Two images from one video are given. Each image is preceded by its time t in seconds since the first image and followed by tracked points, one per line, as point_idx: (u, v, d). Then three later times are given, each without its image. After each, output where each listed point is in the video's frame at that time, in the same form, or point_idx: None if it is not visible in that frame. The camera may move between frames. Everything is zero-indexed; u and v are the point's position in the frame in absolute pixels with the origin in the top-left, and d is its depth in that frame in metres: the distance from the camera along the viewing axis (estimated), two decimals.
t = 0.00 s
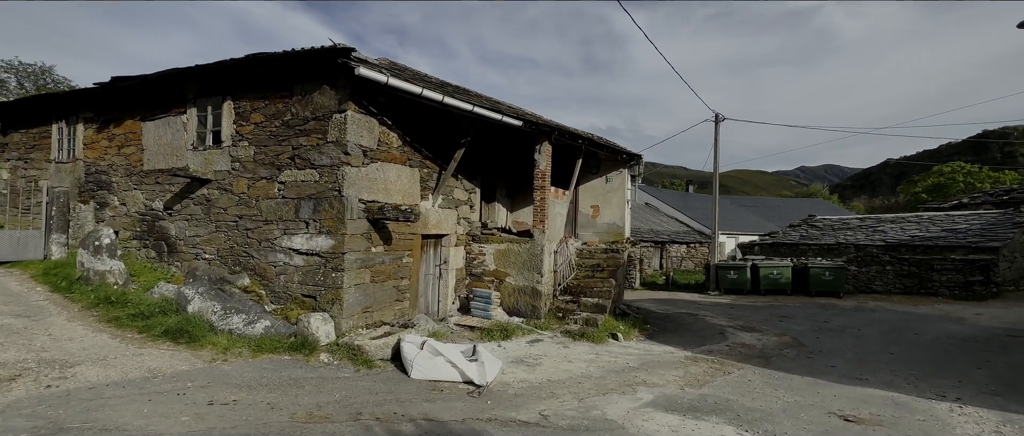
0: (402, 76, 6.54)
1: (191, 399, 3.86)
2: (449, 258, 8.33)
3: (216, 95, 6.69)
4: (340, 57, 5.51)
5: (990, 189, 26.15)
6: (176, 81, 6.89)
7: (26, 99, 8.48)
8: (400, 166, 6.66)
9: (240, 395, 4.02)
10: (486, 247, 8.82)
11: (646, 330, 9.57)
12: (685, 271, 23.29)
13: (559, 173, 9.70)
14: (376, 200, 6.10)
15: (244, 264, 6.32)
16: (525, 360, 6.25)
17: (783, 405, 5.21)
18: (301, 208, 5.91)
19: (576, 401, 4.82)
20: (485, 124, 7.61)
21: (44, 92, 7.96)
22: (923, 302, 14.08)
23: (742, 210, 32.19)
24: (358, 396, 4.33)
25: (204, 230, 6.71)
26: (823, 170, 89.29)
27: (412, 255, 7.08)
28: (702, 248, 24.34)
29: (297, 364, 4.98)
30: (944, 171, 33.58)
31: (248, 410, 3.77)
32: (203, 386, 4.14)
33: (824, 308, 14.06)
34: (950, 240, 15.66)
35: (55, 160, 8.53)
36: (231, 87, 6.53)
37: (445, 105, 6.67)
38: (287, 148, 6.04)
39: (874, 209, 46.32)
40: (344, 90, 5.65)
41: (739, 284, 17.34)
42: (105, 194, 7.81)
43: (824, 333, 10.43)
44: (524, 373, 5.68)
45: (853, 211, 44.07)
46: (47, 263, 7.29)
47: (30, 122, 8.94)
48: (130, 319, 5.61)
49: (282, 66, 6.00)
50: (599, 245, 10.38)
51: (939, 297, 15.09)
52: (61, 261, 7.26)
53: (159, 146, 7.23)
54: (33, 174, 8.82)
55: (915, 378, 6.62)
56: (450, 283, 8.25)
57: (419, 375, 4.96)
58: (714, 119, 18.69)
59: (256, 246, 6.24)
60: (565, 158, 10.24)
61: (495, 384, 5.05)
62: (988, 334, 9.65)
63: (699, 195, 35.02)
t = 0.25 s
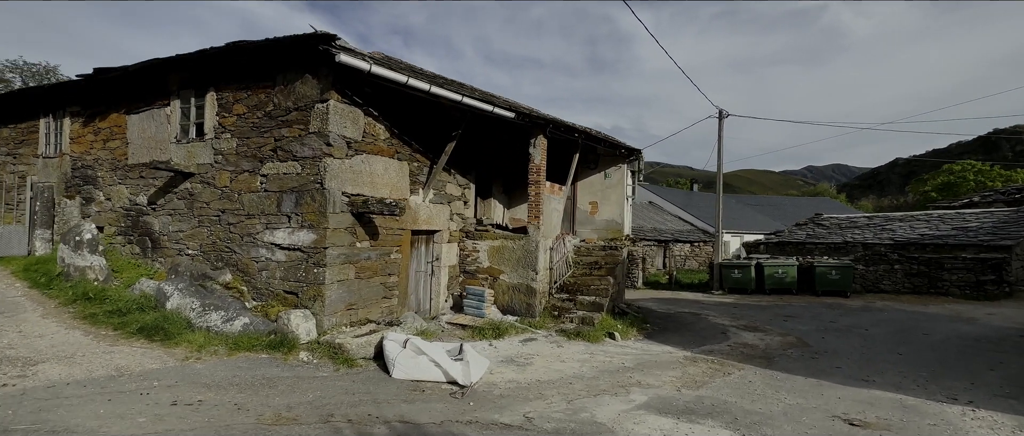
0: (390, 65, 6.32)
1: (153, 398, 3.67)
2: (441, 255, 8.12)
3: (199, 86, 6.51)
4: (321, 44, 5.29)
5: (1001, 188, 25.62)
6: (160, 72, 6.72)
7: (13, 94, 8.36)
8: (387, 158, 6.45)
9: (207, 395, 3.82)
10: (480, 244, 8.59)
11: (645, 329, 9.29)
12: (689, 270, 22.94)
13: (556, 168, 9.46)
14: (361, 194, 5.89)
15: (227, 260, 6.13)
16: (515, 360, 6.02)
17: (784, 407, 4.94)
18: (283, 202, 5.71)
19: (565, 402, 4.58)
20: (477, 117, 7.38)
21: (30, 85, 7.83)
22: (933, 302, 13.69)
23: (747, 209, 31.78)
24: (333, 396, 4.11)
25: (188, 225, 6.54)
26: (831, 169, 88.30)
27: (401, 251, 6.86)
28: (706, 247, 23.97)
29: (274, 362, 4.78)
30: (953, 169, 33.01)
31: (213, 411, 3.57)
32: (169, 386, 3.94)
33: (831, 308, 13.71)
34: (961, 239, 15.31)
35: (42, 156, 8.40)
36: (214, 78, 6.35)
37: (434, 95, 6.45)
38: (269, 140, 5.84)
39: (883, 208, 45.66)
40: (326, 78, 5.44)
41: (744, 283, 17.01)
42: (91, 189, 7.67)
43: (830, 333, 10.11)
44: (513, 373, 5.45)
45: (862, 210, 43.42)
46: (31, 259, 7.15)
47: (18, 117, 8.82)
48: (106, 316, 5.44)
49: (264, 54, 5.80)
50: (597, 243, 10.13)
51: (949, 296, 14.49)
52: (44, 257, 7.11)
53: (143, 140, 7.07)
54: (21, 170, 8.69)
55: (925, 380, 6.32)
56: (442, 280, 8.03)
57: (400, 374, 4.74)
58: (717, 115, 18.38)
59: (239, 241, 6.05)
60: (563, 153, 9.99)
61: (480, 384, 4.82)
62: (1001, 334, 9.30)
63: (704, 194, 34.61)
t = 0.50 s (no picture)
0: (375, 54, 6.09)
1: (110, 399, 3.47)
2: (432, 251, 7.90)
3: (181, 78, 6.33)
4: (299, 30, 5.07)
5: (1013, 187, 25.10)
6: (141, 64, 6.55)
7: None
8: (373, 151, 6.24)
9: (170, 396, 3.62)
10: (473, 241, 8.36)
11: (644, 329, 9.02)
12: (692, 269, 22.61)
13: (552, 163, 9.22)
14: (343, 187, 5.68)
15: (207, 256, 5.94)
16: (504, 361, 5.78)
17: (785, 412, 4.67)
18: (263, 195, 5.51)
19: (551, 405, 4.34)
20: (467, 108, 7.15)
21: (14, 78, 7.69)
22: (943, 302, 13.30)
23: (752, 208, 31.37)
24: (305, 398, 3.90)
25: (169, 220, 6.36)
26: (838, 169, 87.36)
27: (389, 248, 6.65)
28: (710, 246, 23.64)
29: (248, 362, 4.58)
30: (963, 168, 32.43)
31: (171, 414, 3.36)
32: (130, 386, 3.74)
33: (837, 308, 13.38)
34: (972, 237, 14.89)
35: (28, 150, 8.26)
36: (195, 69, 6.17)
37: (421, 86, 6.21)
38: (249, 131, 5.64)
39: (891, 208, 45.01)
40: (306, 67, 5.23)
41: (748, 283, 16.68)
42: (75, 184, 7.51)
43: (835, 334, 9.80)
44: (500, 374, 5.21)
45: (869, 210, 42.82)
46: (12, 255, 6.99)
47: (6, 111, 8.69)
48: (80, 313, 5.26)
49: (244, 43, 5.61)
50: (595, 240, 9.87)
51: (959, 296, 14.05)
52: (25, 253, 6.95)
53: (126, 133, 6.90)
54: (7, 165, 8.55)
55: (935, 382, 6.02)
56: (433, 278, 7.81)
57: (378, 375, 4.53)
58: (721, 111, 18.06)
59: (219, 236, 5.86)
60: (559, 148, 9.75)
61: (463, 385, 4.59)
62: (1014, 335, 8.96)
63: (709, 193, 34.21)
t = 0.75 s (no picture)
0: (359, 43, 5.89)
1: (62, 401, 3.27)
2: (423, 249, 7.68)
3: (160, 70, 6.15)
4: (276, 17, 4.87)
5: None
6: (121, 55, 6.38)
7: None
8: (357, 144, 6.03)
9: (127, 399, 3.42)
10: (465, 238, 8.14)
11: (642, 329, 8.76)
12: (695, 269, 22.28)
13: (547, 158, 8.98)
14: (324, 181, 5.46)
15: (185, 252, 5.75)
16: (492, 361, 5.55)
17: (785, 417, 4.41)
18: (241, 189, 5.31)
19: (535, 409, 4.10)
20: (458, 101, 6.93)
21: None
22: (953, 302, 12.92)
23: (757, 207, 30.95)
24: (272, 400, 3.69)
25: (148, 216, 6.18)
26: (845, 168, 86.41)
27: (375, 244, 6.44)
28: (714, 246, 23.33)
29: (218, 362, 4.37)
30: (974, 167, 31.83)
31: (124, 417, 3.16)
32: (87, 387, 3.54)
33: (843, 308, 13.04)
34: (983, 236, 14.46)
35: (13, 146, 8.12)
36: (174, 60, 5.98)
37: (407, 76, 5.99)
38: (227, 123, 5.45)
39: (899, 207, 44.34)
40: (283, 55, 5.03)
41: (751, 282, 16.35)
42: (58, 180, 7.36)
43: (841, 334, 9.48)
44: (485, 376, 4.98)
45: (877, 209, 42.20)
46: None
47: None
48: (51, 311, 5.08)
49: (221, 31, 5.41)
50: (592, 238, 9.62)
51: (970, 296, 13.65)
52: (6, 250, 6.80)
53: (107, 127, 6.73)
54: None
55: (945, 386, 5.72)
56: (423, 276, 7.60)
57: (354, 376, 4.31)
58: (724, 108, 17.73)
59: (197, 232, 5.67)
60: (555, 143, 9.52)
61: (444, 387, 4.36)
62: None
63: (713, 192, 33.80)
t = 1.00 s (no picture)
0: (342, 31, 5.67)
1: (8, 405, 3.08)
2: (412, 247, 7.47)
3: (139, 61, 5.96)
4: (250, 4, 4.66)
5: None
6: (100, 47, 6.20)
7: None
8: (340, 137, 5.82)
9: (79, 403, 3.22)
10: (457, 236, 7.92)
11: (639, 330, 8.51)
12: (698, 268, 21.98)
13: (542, 154, 8.74)
14: (304, 175, 5.26)
15: (162, 249, 5.57)
16: (478, 364, 5.33)
17: (784, 423, 4.15)
18: (217, 184, 5.12)
19: (517, 414, 3.88)
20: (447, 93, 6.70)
21: None
22: (963, 303, 12.57)
23: (762, 206, 30.56)
24: (236, 405, 3.48)
25: (127, 212, 6.01)
26: (852, 167, 85.54)
27: (360, 242, 6.23)
28: (717, 246, 23.06)
29: (186, 364, 4.17)
30: (983, 165, 31.27)
31: (70, 423, 2.96)
32: (39, 390, 3.35)
33: (848, 308, 12.72)
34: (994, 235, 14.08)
35: None
36: (152, 51, 5.80)
37: (391, 66, 5.75)
38: (203, 115, 5.26)
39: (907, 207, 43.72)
40: (258, 44, 4.82)
41: (755, 282, 16.04)
42: (40, 176, 7.21)
43: (846, 336, 9.19)
44: (469, 378, 4.76)
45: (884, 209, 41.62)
46: None
47: None
48: (20, 310, 4.91)
49: (198, 20, 5.22)
50: (589, 236, 9.37)
51: (980, 297, 13.29)
52: None
53: (87, 121, 6.56)
54: None
55: (955, 391, 5.44)
56: (413, 274, 7.39)
57: (328, 379, 4.10)
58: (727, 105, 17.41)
59: (174, 229, 5.49)
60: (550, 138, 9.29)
61: (422, 391, 4.14)
62: None
63: (717, 191, 33.42)
